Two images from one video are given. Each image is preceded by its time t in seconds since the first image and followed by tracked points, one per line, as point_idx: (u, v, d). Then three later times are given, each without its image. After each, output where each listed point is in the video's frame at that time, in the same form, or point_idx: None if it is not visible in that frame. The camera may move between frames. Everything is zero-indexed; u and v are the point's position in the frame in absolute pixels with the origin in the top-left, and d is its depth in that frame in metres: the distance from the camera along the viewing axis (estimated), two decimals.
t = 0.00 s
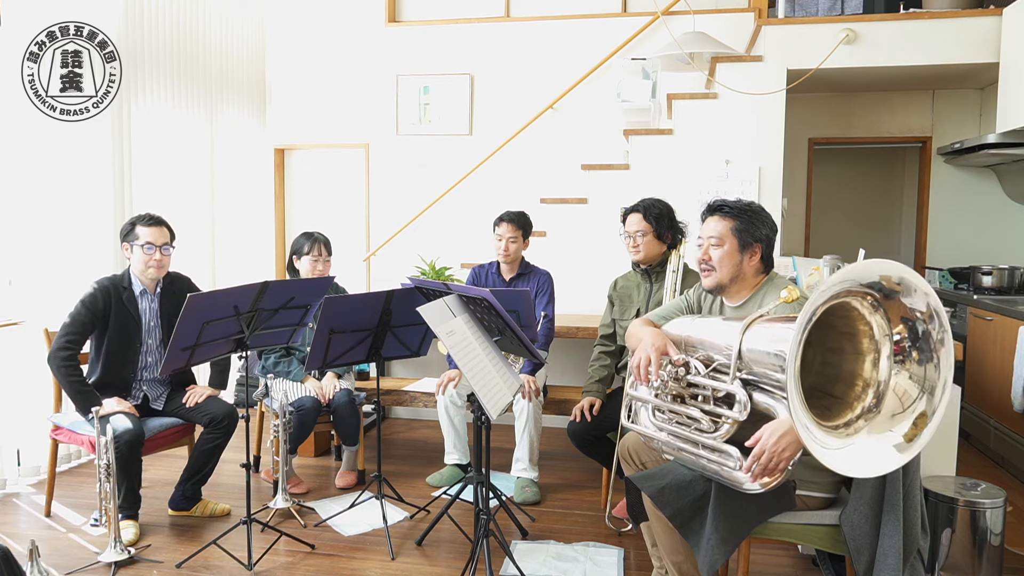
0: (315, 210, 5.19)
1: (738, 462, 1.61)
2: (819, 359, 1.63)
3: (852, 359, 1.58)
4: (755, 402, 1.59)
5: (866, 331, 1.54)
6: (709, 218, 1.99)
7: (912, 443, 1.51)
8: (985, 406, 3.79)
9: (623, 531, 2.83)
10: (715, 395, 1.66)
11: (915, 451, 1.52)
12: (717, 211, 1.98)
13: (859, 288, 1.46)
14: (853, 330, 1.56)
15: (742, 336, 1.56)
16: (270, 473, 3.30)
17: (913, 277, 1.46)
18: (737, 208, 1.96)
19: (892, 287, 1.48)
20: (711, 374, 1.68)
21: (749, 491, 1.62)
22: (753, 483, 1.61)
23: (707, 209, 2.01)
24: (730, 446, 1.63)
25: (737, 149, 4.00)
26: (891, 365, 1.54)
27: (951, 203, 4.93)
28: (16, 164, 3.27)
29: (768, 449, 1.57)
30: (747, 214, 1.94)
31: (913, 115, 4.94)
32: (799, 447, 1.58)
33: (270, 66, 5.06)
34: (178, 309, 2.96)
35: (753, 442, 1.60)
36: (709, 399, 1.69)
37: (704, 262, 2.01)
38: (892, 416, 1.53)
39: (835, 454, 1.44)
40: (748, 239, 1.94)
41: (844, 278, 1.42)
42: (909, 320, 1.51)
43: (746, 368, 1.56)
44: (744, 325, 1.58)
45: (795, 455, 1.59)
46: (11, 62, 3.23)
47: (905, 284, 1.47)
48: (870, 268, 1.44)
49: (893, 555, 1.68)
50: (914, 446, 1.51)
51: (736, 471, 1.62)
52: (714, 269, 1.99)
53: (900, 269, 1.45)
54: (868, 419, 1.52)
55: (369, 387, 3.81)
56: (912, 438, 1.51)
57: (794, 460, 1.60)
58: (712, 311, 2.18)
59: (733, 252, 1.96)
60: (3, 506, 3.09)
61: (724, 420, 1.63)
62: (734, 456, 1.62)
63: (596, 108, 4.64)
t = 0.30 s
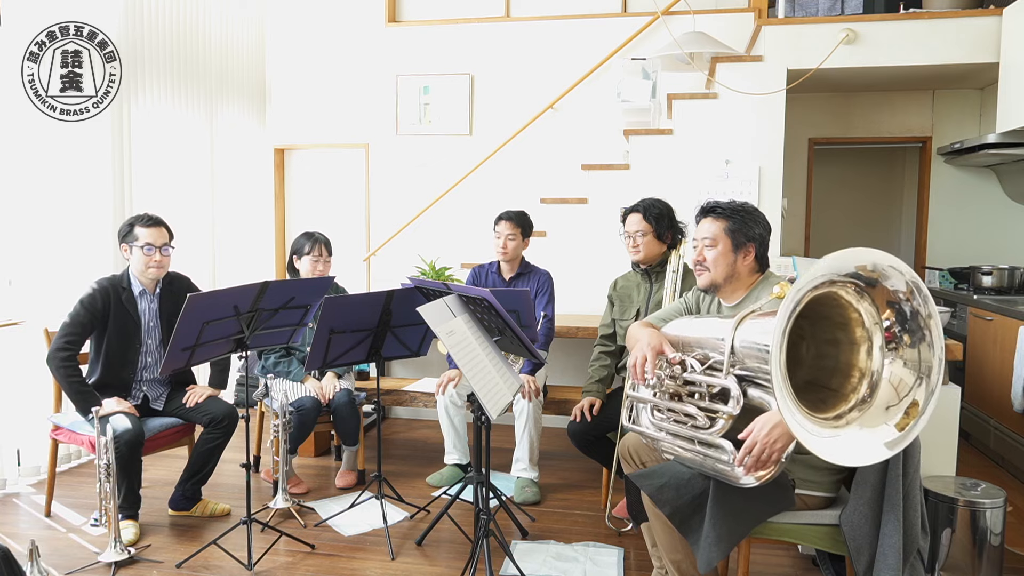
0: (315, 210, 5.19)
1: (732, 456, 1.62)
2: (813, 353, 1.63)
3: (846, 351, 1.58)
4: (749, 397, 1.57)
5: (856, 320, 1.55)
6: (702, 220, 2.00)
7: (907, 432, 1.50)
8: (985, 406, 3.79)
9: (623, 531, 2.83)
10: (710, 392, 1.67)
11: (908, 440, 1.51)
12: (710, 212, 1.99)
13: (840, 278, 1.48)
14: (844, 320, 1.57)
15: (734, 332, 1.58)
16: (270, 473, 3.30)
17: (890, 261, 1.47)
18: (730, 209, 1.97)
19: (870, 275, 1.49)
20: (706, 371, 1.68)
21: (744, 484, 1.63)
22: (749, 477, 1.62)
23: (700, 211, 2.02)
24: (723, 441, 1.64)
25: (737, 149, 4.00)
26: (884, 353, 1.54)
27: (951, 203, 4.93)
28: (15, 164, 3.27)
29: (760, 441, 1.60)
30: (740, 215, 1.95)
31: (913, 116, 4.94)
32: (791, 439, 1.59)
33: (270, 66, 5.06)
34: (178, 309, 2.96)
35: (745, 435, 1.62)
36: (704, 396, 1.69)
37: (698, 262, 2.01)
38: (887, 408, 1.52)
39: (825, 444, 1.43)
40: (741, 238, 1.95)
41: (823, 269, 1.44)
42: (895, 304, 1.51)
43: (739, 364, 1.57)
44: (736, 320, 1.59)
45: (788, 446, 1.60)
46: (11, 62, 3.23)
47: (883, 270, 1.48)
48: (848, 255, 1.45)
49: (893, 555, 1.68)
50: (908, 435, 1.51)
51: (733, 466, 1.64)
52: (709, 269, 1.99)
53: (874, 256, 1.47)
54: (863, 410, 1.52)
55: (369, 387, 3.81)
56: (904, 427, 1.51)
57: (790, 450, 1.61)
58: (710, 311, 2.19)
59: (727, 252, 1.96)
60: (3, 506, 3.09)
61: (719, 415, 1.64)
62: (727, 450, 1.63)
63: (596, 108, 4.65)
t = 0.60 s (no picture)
0: (315, 210, 5.19)
1: (729, 449, 1.62)
2: (812, 348, 1.63)
3: (845, 343, 1.58)
4: (747, 390, 1.61)
5: (852, 311, 1.55)
6: (703, 220, 2.00)
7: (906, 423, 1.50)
8: (985, 406, 3.78)
9: (623, 531, 2.83)
10: (709, 386, 1.66)
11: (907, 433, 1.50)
12: (711, 212, 1.99)
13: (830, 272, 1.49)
14: (842, 312, 1.57)
15: (733, 326, 1.58)
16: (270, 473, 3.30)
17: (879, 251, 1.48)
18: (731, 208, 1.97)
19: (859, 267, 1.50)
20: (706, 366, 1.69)
21: (742, 478, 1.64)
22: (745, 470, 1.63)
23: (701, 211, 2.02)
24: (723, 432, 1.63)
25: (736, 149, 4.00)
26: (882, 345, 1.53)
27: (951, 203, 4.93)
28: (15, 164, 3.27)
29: (756, 433, 1.59)
30: (741, 214, 1.96)
31: (913, 116, 4.94)
32: (788, 431, 1.59)
33: (270, 66, 5.06)
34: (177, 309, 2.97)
35: (741, 427, 1.62)
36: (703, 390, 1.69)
37: (700, 262, 2.01)
38: (886, 401, 1.52)
39: (822, 435, 1.43)
40: (742, 237, 1.95)
41: (814, 262, 1.44)
42: (890, 294, 1.51)
43: (738, 359, 1.57)
44: (735, 315, 1.59)
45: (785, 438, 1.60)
46: (11, 62, 3.23)
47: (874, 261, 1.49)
48: (838, 247, 1.46)
49: (893, 555, 1.68)
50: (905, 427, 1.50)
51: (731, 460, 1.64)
52: (711, 269, 1.99)
53: (863, 247, 1.48)
54: (862, 403, 1.52)
55: (369, 387, 3.81)
56: (902, 420, 1.51)
57: (786, 443, 1.61)
58: (711, 309, 2.22)
59: (728, 252, 1.96)
60: (3, 506, 3.09)
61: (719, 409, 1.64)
62: (724, 443, 1.62)
63: (596, 108, 4.65)
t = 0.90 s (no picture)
0: (315, 210, 5.19)
1: (732, 439, 1.62)
2: (819, 343, 1.64)
3: (852, 335, 1.58)
4: (752, 383, 1.62)
5: (858, 303, 1.55)
6: (712, 217, 2.01)
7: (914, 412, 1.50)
8: (985, 406, 3.78)
9: (623, 531, 2.83)
10: (715, 379, 1.66)
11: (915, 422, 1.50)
12: (719, 209, 2.00)
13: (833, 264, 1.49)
14: (847, 305, 1.57)
15: (740, 321, 1.58)
16: (270, 473, 3.30)
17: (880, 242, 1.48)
18: (739, 206, 1.97)
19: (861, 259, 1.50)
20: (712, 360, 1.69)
21: (744, 469, 1.65)
22: (750, 462, 1.64)
23: (711, 209, 2.03)
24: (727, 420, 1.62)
25: (737, 149, 4.00)
26: (888, 335, 1.53)
27: (951, 203, 4.93)
28: (16, 164, 3.27)
29: (761, 421, 1.58)
30: (749, 211, 1.96)
31: (913, 116, 4.94)
32: (793, 420, 1.58)
33: (270, 66, 5.06)
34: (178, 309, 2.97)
35: (746, 417, 1.61)
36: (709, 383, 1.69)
37: (709, 260, 2.01)
38: (897, 390, 1.51)
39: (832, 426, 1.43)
40: (751, 234, 1.95)
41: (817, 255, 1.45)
42: (893, 284, 1.50)
43: (744, 353, 1.58)
44: (742, 310, 1.59)
45: (790, 428, 1.59)
46: (11, 62, 3.23)
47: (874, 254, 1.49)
48: (841, 239, 1.46)
49: (893, 554, 1.68)
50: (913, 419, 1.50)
51: (735, 451, 1.64)
52: (719, 266, 1.99)
53: (863, 239, 1.48)
54: (870, 394, 1.52)
55: (369, 387, 3.81)
56: (907, 412, 1.50)
57: (790, 433, 1.60)
58: (718, 307, 2.25)
59: (737, 249, 1.96)
60: (3, 506, 3.10)
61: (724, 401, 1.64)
62: (728, 433, 1.62)
63: (596, 108, 4.65)
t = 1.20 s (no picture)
0: (315, 210, 5.19)
1: (743, 428, 1.60)
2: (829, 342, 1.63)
3: (863, 332, 1.58)
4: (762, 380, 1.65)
5: (868, 299, 1.56)
6: (740, 209, 2.00)
7: (927, 406, 1.49)
8: (986, 406, 3.78)
9: (623, 531, 2.83)
10: (725, 373, 1.67)
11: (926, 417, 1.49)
12: (748, 202, 2.00)
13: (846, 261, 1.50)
14: (857, 302, 1.58)
15: (753, 317, 1.59)
16: (270, 473, 3.30)
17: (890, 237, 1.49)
18: (767, 203, 2.00)
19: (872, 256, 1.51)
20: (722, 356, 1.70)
21: (751, 463, 1.63)
22: (756, 455, 1.62)
23: (737, 202, 2.03)
24: (737, 411, 1.62)
25: (737, 149, 4.00)
26: (899, 329, 1.53)
27: (951, 203, 4.93)
28: (16, 164, 3.27)
29: (770, 412, 1.57)
30: (777, 208, 2.00)
31: (913, 116, 4.94)
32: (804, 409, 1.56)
33: (270, 66, 5.06)
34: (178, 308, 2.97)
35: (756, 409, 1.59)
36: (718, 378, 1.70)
37: (738, 249, 1.99)
38: (912, 382, 1.51)
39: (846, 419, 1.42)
40: (783, 229, 1.98)
41: (832, 251, 1.46)
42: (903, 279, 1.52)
43: (756, 349, 1.61)
44: (755, 305, 1.61)
45: (800, 416, 1.57)
46: (11, 62, 3.23)
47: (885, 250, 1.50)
48: (857, 235, 1.48)
49: (893, 554, 1.68)
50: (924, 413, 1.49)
51: (742, 444, 1.63)
52: (751, 256, 1.98)
53: (873, 234, 1.49)
54: (884, 389, 1.51)
55: (369, 387, 3.81)
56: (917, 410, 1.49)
57: (800, 426, 1.58)
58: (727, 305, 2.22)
59: (770, 241, 1.97)
60: (3, 506, 3.09)
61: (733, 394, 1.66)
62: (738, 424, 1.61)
63: (597, 108, 4.65)
